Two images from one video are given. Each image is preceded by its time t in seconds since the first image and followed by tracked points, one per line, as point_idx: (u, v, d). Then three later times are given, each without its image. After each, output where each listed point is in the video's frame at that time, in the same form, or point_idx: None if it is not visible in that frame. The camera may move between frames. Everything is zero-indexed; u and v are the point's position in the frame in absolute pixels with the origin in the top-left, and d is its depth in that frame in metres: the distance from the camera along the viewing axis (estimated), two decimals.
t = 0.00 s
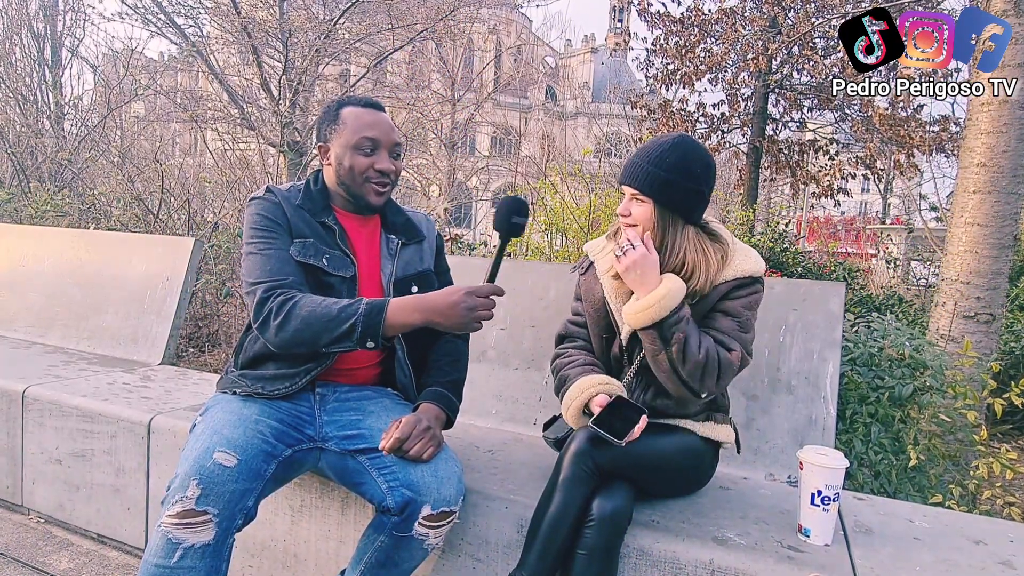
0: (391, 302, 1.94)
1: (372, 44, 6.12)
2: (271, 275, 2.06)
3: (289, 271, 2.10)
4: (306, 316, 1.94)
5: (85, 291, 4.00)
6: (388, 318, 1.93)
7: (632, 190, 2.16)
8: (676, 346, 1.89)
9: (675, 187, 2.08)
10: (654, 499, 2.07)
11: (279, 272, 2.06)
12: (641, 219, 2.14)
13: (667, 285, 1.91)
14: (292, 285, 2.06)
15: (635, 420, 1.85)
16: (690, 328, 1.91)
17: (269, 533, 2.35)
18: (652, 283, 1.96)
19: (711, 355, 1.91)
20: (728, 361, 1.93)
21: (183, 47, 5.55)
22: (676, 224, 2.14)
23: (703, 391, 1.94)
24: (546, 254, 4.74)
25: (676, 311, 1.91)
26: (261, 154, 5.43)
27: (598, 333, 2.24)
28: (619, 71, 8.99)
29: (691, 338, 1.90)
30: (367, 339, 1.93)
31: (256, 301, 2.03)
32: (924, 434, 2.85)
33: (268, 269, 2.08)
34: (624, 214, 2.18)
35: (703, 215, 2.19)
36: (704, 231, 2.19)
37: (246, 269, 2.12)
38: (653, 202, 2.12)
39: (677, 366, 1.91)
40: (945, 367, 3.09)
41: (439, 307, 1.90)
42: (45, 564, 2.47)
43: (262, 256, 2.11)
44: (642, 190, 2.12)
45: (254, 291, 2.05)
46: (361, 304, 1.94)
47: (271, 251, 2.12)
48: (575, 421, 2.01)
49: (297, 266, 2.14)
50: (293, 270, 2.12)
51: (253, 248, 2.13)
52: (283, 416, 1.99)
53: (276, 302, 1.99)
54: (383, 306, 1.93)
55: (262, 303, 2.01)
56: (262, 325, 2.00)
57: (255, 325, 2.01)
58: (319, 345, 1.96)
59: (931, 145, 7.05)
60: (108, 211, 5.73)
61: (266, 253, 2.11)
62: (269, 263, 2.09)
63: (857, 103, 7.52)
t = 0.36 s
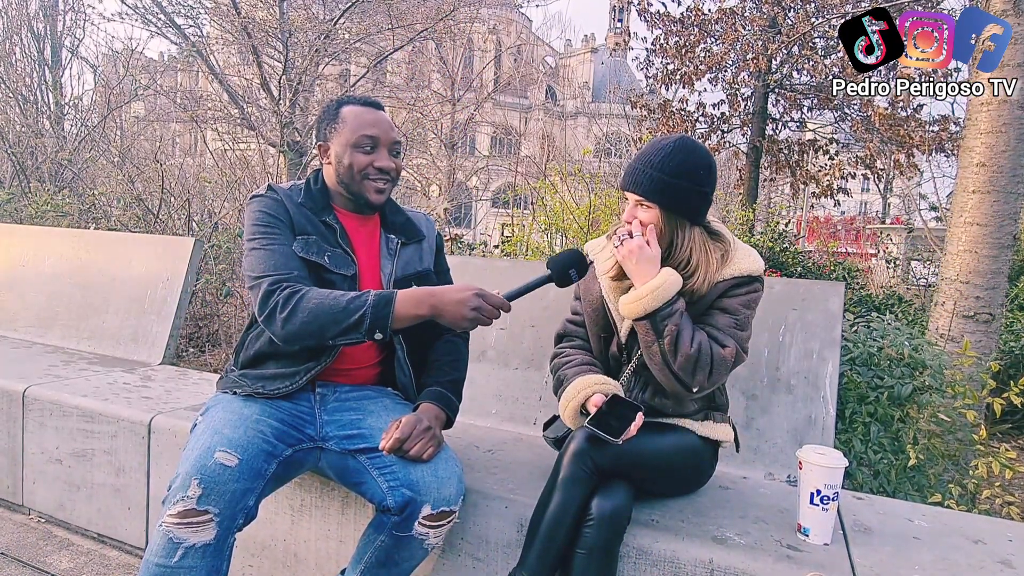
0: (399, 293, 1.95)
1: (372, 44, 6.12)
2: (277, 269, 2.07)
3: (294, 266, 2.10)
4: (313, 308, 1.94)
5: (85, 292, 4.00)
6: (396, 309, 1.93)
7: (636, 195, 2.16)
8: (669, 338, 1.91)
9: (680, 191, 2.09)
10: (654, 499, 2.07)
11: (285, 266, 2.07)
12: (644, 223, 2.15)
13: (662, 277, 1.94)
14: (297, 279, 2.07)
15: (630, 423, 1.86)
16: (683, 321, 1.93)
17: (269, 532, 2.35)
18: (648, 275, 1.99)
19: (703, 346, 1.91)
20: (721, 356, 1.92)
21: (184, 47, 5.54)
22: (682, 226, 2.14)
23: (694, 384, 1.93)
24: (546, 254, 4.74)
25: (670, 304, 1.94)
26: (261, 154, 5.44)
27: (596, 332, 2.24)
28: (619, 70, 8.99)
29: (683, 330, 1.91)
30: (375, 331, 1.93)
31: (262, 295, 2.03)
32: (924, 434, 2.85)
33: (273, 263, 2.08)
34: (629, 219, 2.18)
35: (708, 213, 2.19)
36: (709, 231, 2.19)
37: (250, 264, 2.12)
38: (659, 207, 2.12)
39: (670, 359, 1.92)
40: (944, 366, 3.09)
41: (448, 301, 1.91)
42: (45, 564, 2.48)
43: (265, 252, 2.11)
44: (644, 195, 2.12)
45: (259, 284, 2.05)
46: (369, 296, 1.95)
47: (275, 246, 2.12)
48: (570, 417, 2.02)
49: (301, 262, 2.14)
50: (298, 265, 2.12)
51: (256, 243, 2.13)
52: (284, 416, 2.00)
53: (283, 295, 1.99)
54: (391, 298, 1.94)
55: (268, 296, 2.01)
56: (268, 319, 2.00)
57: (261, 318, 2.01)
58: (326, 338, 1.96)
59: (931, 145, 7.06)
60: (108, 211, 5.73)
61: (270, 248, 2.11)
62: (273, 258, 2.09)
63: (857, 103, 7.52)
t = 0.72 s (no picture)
0: (400, 296, 1.96)
1: (372, 44, 6.11)
2: (277, 270, 2.07)
3: (294, 267, 2.10)
4: (313, 310, 1.94)
5: (85, 292, 4.00)
6: (396, 312, 1.93)
7: (637, 198, 2.14)
8: (670, 341, 1.90)
9: (681, 191, 2.09)
10: (654, 499, 2.07)
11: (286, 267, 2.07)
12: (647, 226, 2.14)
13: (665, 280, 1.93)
14: (297, 281, 2.07)
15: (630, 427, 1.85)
16: (685, 324, 1.93)
17: (269, 532, 2.35)
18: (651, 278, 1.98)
19: (704, 349, 1.91)
20: (722, 359, 1.92)
21: (184, 47, 5.54)
22: (682, 226, 2.14)
23: (695, 386, 1.94)
24: (546, 254, 4.74)
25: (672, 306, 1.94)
26: (262, 154, 5.44)
27: (597, 333, 2.24)
28: (619, 70, 8.99)
29: (685, 332, 1.91)
30: (375, 333, 1.93)
31: (261, 295, 2.03)
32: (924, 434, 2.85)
33: (273, 264, 2.08)
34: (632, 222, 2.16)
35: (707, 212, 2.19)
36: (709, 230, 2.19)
37: (250, 265, 2.12)
38: (662, 207, 2.11)
39: (671, 361, 1.92)
40: (944, 366, 3.09)
41: (449, 303, 1.92)
42: (46, 564, 2.48)
43: (266, 252, 2.11)
44: (644, 195, 2.12)
45: (259, 285, 2.05)
46: (369, 298, 1.95)
47: (275, 247, 2.12)
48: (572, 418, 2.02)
49: (301, 262, 2.14)
50: (298, 266, 2.12)
51: (257, 244, 2.14)
52: (284, 416, 2.00)
53: (283, 295, 1.99)
54: (391, 300, 1.94)
55: (268, 297, 2.01)
56: (267, 320, 2.00)
57: (260, 319, 2.01)
58: (325, 339, 1.96)
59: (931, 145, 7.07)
60: (108, 212, 5.73)
61: (271, 248, 2.12)
62: (273, 259, 2.09)
63: (857, 103, 7.51)
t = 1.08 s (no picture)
0: (398, 296, 1.95)
1: (372, 44, 6.11)
2: (275, 269, 2.07)
3: (292, 266, 2.10)
4: (311, 309, 1.94)
5: (86, 292, 4.00)
6: (395, 312, 1.93)
7: (640, 199, 2.13)
8: (673, 343, 1.90)
9: (682, 191, 2.09)
10: (655, 499, 2.07)
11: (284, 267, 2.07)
12: (651, 227, 2.13)
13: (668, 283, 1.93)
14: (296, 280, 2.07)
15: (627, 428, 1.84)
16: (688, 327, 1.93)
17: (270, 532, 2.35)
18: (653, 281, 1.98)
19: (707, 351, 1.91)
20: (724, 361, 1.92)
21: (184, 47, 5.54)
22: (683, 226, 2.13)
23: (698, 388, 1.94)
24: (546, 254, 4.74)
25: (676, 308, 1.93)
26: (262, 155, 5.45)
27: (598, 333, 2.24)
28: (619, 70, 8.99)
29: (688, 334, 1.91)
30: (372, 333, 1.93)
31: (259, 295, 2.03)
32: (925, 434, 2.85)
33: (271, 263, 2.08)
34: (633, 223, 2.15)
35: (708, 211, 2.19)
36: (710, 230, 2.19)
37: (248, 265, 2.12)
38: (663, 207, 2.11)
39: (674, 363, 1.92)
40: (945, 366, 3.08)
41: (447, 304, 1.91)
42: (46, 564, 2.48)
43: (264, 251, 2.11)
44: (643, 196, 2.11)
45: (257, 285, 2.05)
46: (367, 298, 1.94)
47: (273, 247, 2.12)
48: (573, 419, 2.02)
49: (299, 262, 2.14)
50: (296, 265, 2.13)
51: (255, 243, 2.14)
52: (284, 416, 2.00)
53: (280, 295, 1.99)
54: (389, 300, 1.94)
55: (265, 296, 2.01)
56: (265, 319, 2.00)
57: (258, 318, 2.01)
58: (323, 339, 1.96)
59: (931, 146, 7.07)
60: (108, 212, 5.73)
61: (269, 248, 2.12)
62: (272, 258, 2.10)
63: (857, 103, 7.50)
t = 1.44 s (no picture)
0: (398, 300, 1.95)
1: (373, 45, 6.11)
2: (275, 271, 2.07)
3: (292, 267, 2.11)
4: (309, 312, 1.94)
5: (87, 293, 4.00)
6: (395, 316, 1.93)
7: (638, 194, 2.14)
8: (693, 379, 1.88)
9: (681, 188, 2.09)
10: (657, 500, 2.07)
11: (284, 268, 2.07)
12: (649, 223, 2.14)
13: (666, 352, 1.85)
14: (296, 282, 2.07)
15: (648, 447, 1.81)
16: (699, 354, 1.91)
17: (272, 533, 2.35)
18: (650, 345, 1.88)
19: (723, 377, 1.92)
20: (740, 381, 1.94)
21: (185, 48, 5.54)
22: (684, 225, 2.13)
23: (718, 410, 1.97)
24: (548, 254, 4.75)
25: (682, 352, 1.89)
26: (263, 155, 5.45)
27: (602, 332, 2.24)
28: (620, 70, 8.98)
29: (701, 361, 1.90)
30: (371, 336, 1.93)
31: (259, 297, 2.03)
32: (926, 434, 2.85)
33: (272, 265, 2.09)
34: (631, 219, 2.17)
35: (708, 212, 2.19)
36: (711, 229, 2.18)
37: (248, 266, 2.13)
38: (662, 204, 2.12)
39: (693, 396, 1.91)
40: (947, 366, 3.08)
41: (447, 308, 1.90)
42: (48, 564, 2.48)
43: (264, 253, 2.11)
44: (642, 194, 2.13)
45: (257, 286, 2.05)
46: (365, 301, 1.94)
47: (273, 248, 2.12)
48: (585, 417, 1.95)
49: (299, 262, 2.14)
50: (296, 266, 2.13)
51: (255, 245, 2.14)
52: (286, 416, 2.00)
53: (279, 297, 1.99)
54: (388, 304, 1.94)
55: (265, 298, 2.02)
56: (264, 321, 2.00)
57: (258, 319, 2.01)
58: (322, 342, 1.96)
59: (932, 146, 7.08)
60: (109, 213, 5.73)
61: (269, 249, 2.12)
62: (272, 259, 2.10)
63: (857, 103, 7.48)
